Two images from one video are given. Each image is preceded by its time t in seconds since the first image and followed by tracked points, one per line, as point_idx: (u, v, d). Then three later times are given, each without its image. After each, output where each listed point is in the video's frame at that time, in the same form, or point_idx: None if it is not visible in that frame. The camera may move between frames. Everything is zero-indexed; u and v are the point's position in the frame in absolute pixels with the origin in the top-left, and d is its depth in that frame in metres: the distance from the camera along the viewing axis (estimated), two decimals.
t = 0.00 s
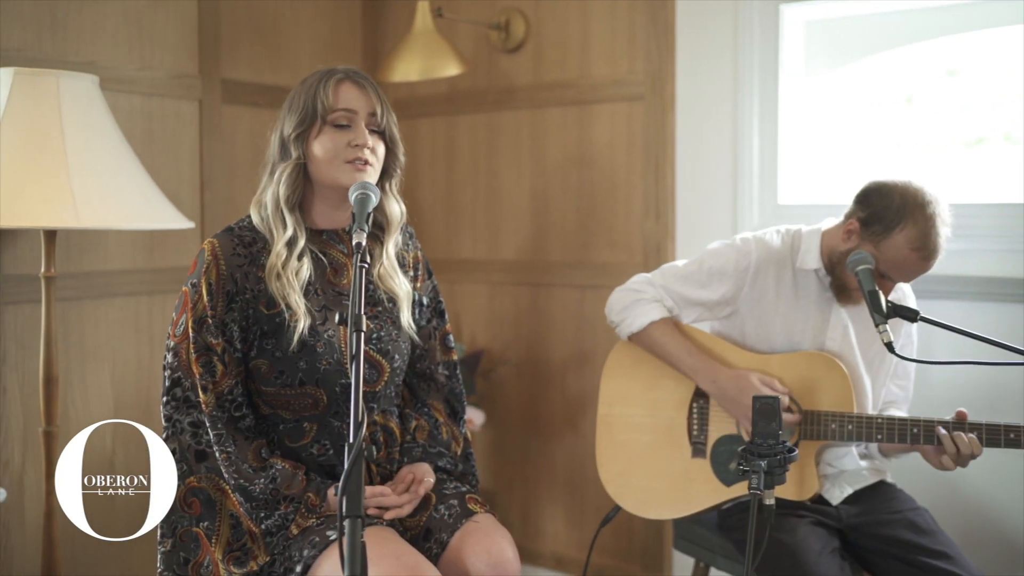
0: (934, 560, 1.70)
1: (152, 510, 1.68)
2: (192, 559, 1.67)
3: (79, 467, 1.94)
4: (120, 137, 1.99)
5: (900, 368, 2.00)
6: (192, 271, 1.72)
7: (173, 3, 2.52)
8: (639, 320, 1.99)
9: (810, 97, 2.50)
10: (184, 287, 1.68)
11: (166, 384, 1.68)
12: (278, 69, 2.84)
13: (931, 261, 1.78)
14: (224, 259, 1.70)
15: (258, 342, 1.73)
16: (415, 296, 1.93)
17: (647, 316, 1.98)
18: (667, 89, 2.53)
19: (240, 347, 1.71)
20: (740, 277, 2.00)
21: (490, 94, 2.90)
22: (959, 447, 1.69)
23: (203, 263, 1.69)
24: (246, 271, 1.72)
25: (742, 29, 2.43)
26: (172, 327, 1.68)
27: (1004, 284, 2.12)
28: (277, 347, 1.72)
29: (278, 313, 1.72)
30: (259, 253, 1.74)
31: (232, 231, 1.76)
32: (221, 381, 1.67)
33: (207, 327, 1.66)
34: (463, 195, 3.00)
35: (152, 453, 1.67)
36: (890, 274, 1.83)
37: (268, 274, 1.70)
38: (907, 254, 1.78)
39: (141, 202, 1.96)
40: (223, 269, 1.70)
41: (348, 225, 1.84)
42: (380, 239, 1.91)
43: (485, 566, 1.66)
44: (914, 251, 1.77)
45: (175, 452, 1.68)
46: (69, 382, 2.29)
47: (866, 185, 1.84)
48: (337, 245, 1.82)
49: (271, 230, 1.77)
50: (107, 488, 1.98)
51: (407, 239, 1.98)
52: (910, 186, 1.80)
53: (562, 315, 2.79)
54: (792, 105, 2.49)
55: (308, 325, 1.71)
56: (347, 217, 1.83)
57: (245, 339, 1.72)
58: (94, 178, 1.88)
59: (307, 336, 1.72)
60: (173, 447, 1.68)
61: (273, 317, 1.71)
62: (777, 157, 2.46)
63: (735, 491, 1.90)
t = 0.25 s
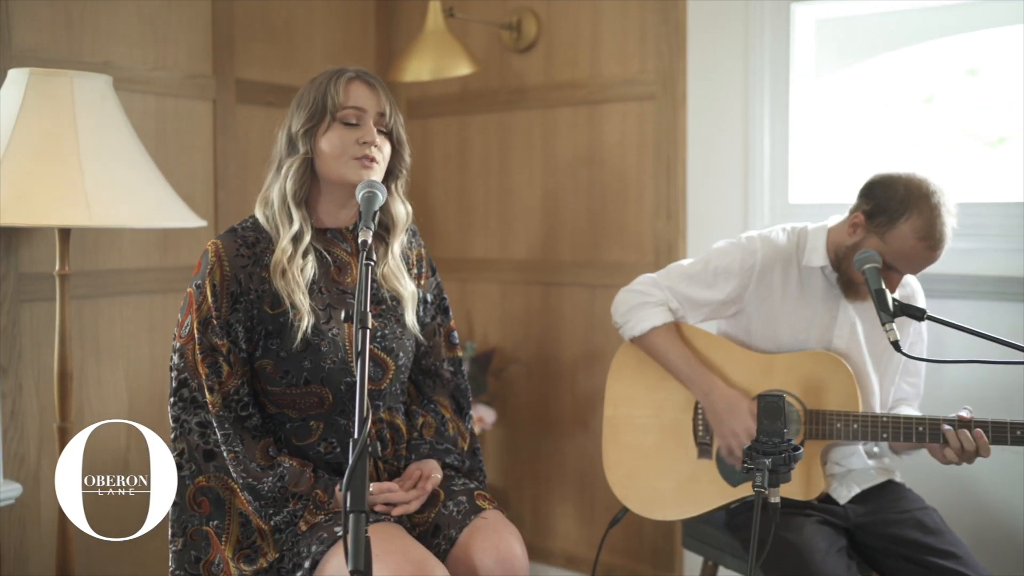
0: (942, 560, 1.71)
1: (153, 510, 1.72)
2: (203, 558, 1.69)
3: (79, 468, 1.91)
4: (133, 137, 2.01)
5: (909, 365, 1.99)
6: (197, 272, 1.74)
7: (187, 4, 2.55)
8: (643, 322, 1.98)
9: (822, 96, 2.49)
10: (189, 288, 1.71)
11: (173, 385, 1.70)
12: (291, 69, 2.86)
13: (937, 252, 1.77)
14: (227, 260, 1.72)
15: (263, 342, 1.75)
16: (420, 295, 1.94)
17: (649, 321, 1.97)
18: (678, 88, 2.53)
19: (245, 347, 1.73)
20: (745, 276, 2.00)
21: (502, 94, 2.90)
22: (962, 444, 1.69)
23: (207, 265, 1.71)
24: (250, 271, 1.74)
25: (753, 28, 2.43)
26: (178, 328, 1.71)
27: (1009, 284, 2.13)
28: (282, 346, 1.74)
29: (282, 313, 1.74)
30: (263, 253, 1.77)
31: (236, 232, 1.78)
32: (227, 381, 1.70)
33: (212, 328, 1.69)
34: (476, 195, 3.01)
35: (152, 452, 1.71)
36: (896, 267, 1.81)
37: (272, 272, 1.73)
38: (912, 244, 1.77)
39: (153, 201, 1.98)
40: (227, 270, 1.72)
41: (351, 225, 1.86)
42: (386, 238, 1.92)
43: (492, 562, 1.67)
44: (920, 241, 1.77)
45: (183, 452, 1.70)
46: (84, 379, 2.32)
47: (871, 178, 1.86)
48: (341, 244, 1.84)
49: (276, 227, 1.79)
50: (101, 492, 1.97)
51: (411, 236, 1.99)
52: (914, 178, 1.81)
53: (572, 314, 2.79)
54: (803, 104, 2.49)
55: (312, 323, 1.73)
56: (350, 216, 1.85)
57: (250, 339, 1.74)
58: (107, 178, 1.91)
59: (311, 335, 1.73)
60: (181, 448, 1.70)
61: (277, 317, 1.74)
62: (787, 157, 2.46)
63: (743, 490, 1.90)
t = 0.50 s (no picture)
0: (950, 559, 1.72)
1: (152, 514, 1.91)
2: (210, 555, 1.71)
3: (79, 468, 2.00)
4: (147, 137, 2.04)
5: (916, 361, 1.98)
6: (201, 273, 1.76)
7: (202, 5, 2.57)
8: (646, 330, 1.98)
9: (834, 97, 2.49)
10: (192, 289, 1.73)
11: (178, 385, 1.71)
12: (305, 69, 2.88)
13: (937, 224, 1.77)
14: (230, 260, 1.74)
15: (266, 341, 1.77)
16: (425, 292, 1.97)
17: (652, 328, 1.98)
18: (690, 88, 2.53)
19: (249, 346, 1.75)
20: (748, 275, 2.01)
21: (514, 94, 2.91)
22: (968, 447, 1.68)
23: (211, 265, 1.73)
24: (253, 271, 1.76)
25: (764, 27, 2.43)
26: (182, 328, 1.73)
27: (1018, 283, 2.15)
28: (285, 346, 1.76)
29: (285, 312, 1.76)
30: (266, 253, 1.78)
31: (239, 232, 1.80)
32: (231, 380, 1.71)
33: (216, 328, 1.70)
34: (488, 194, 3.02)
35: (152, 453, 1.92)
36: (900, 245, 1.80)
37: (277, 270, 1.75)
38: (911, 217, 1.77)
39: (166, 200, 2.00)
40: (230, 270, 1.74)
41: (355, 224, 1.88)
42: (389, 237, 1.94)
43: (495, 560, 1.68)
44: (918, 214, 1.76)
45: (189, 451, 1.71)
46: (100, 376, 2.36)
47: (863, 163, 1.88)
48: (344, 243, 1.86)
49: (279, 227, 1.82)
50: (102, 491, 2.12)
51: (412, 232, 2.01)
52: (905, 157, 1.83)
53: (584, 313, 2.79)
54: (814, 104, 2.49)
55: (314, 322, 1.75)
56: (352, 216, 1.88)
57: (254, 339, 1.76)
58: (121, 177, 1.93)
59: (313, 335, 1.75)
60: (187, 447, 1.71)
61: (280, 316, 1.76)
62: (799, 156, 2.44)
63: (751, 490, 1.90)
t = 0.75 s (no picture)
0: (951, 559, 1.72)
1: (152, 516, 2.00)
2: (210, 550, 1.72)
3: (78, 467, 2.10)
4: (156, 136, 2.06)
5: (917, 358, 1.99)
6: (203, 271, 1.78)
7: (213, 6, 2.60)
8: (646, 329, 2.00)
9: (840, 97, 2.49)
10: (194, 287, 1.75)
11: (180, 381, 1.74)
12: (315, 69, 2.90)
13: (928, 196, 1.78)
14: (232, 259, 1.76)
15: (266, 339, 1.79)
16: (426, 290, 1.98)
17: (654, 325, 2.00)
18: (697, 87, 2.54)
19: (249, 344, 1.77)
20: (744, 276, 2.03)
21: (522, 94, 2.92)
22: (968, 450, 1.69)
23: (213, 264, 1.75)
24: (254, 269, 1.78)
25: (770, 26, 2.44)
26: (184, 326, 1.75)
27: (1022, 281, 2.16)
28: (285, 344, 1.79)
29: (286, 310, 1.78)
30: (267, 251, 1.80)
31: (240, 230, 1.81)
32: (232, 377, 1.73)
33: (218, 325, 1.72)
34: (496, 194, 3.03)
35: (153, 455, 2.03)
36: (895, 223, 1.81)
37: (278, 268, 1.76)
38: (902, 191, 1.78)
39: (175, 198, 2.02)
40: (232, 268, 1.76)
41: (355, 225, 1.91)
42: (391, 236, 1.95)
43: (493, 558, 1.69)
44: (908, 187, 1.78)
45: (190, 447, 1.73)
46: (110, 373, 2.39)
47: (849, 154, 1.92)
48: (344, 242, 1.89)
49: (279, 225, 1.84)
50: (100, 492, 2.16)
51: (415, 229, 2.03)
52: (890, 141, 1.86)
53: (591, 312, 2.79)
54: (819, 104, 2.49)
55: (314, 320, 1.77)
56: (352, 216, 1.90)
57: (254, 336, 1.78)
58: (130, 175, 1.96)
59: (312, 333, 1.78)
60: (188, 443, 1.73)
61: (281, 314, 1.78)
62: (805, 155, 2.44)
63: (753, 490, 1.91)
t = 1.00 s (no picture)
0: (947, 557, 1.74)
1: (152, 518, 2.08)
2: (223, 543, 1.75)
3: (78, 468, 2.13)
4: (161, 137, 2.09)
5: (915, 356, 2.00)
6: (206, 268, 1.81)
7: (218, 8, 2.62)
8: (642, 328, 2.02)
9: (840, 98, 2.51)
10: (196, 283, 1.78)
11: (180, 375, 1.77)
12: (319, 71, 2.92)
13: (922, 189, 1.79)
14: (234, 255, 1.79)
15: (268, 335, 1.81)
16: (429, 288, 2.00)
17: (649, 324, 2.02)
18: (697, 88, 2.55)
19: (249, 340, 1.80)
20: (740, 277, 2.04)
21: (525, 95, 2.94)
22: (963, 449, 1.70)
23: (215, 261, 1.78)
24: (255, 266, 1.80)
25: (770, 27, 2.45)
26: (185, 321, 1.79)
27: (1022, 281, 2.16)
28: (287, 339, 1.81)
29: (287, 307, 1.80)
30: (269, 248, 1.83)
31: (243, 228, 1.84)
32: (224, 373, 1.76)
33: (214, 321, 1.75)
34: (499, 194, 3.04)
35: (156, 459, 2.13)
36: (890, 219, 1.82)
37: (279, 267, 1.79)
38: (895, 186, 1.80)
39: (179, 198, 2.05)
40: (233, 265, 1.78)
41: (356, 221, 1.93)
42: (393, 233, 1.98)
43: (493, 554, 1.71)
44: (901, 182, 1.80)
45: (191, 441, 1.76)
46: (116, 372, 2.41)
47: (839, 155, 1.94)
48: (346, 239, 1.90)
49: (281, 223, 1.86)
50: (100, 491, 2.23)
51: (418, 228, 2.05)
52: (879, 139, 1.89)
53: (592, 312, 2.81)
54: (819, 105, 2.50)
55: (316, 316, 1.80)
56: (353, 212, 1.92)
57: (254, 332, 1.80)
58: (135, 175, 1.98)
59: (314, 329, 1.80)
60: (188, 437, 1.76)
61: (282, 311, 1.80)
62: (805, 156, 2.45)
63: (751, 489, 1.92)
